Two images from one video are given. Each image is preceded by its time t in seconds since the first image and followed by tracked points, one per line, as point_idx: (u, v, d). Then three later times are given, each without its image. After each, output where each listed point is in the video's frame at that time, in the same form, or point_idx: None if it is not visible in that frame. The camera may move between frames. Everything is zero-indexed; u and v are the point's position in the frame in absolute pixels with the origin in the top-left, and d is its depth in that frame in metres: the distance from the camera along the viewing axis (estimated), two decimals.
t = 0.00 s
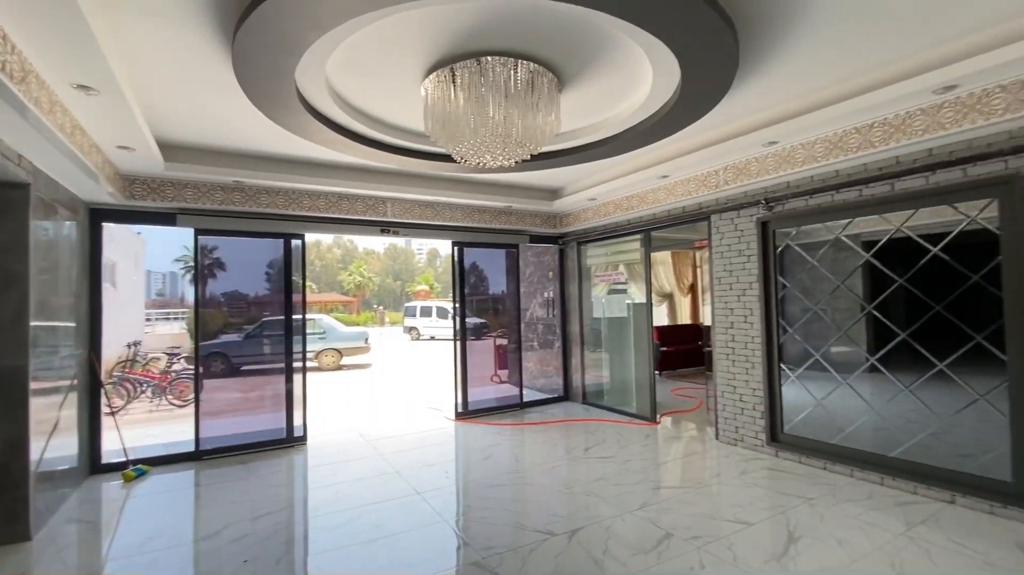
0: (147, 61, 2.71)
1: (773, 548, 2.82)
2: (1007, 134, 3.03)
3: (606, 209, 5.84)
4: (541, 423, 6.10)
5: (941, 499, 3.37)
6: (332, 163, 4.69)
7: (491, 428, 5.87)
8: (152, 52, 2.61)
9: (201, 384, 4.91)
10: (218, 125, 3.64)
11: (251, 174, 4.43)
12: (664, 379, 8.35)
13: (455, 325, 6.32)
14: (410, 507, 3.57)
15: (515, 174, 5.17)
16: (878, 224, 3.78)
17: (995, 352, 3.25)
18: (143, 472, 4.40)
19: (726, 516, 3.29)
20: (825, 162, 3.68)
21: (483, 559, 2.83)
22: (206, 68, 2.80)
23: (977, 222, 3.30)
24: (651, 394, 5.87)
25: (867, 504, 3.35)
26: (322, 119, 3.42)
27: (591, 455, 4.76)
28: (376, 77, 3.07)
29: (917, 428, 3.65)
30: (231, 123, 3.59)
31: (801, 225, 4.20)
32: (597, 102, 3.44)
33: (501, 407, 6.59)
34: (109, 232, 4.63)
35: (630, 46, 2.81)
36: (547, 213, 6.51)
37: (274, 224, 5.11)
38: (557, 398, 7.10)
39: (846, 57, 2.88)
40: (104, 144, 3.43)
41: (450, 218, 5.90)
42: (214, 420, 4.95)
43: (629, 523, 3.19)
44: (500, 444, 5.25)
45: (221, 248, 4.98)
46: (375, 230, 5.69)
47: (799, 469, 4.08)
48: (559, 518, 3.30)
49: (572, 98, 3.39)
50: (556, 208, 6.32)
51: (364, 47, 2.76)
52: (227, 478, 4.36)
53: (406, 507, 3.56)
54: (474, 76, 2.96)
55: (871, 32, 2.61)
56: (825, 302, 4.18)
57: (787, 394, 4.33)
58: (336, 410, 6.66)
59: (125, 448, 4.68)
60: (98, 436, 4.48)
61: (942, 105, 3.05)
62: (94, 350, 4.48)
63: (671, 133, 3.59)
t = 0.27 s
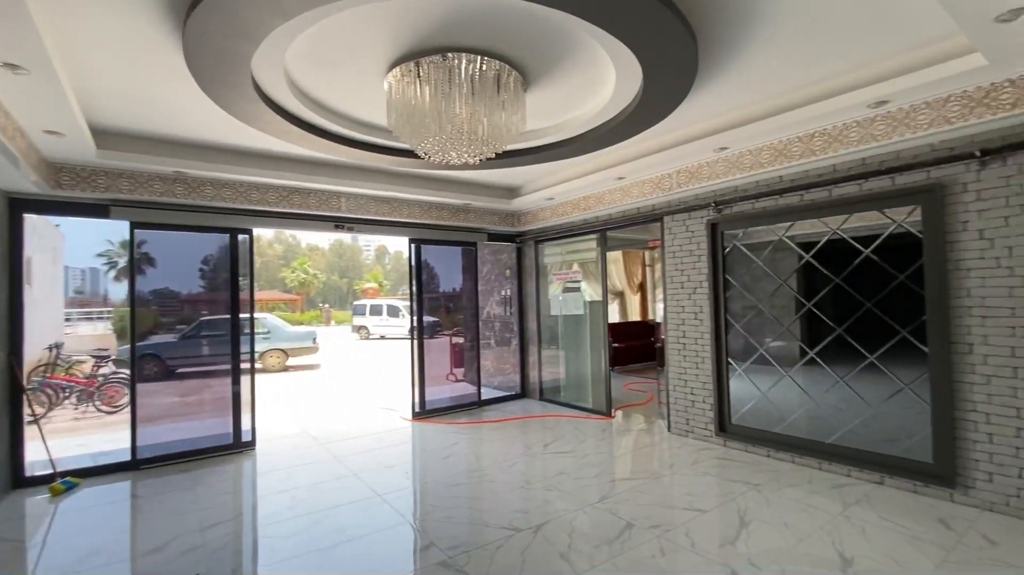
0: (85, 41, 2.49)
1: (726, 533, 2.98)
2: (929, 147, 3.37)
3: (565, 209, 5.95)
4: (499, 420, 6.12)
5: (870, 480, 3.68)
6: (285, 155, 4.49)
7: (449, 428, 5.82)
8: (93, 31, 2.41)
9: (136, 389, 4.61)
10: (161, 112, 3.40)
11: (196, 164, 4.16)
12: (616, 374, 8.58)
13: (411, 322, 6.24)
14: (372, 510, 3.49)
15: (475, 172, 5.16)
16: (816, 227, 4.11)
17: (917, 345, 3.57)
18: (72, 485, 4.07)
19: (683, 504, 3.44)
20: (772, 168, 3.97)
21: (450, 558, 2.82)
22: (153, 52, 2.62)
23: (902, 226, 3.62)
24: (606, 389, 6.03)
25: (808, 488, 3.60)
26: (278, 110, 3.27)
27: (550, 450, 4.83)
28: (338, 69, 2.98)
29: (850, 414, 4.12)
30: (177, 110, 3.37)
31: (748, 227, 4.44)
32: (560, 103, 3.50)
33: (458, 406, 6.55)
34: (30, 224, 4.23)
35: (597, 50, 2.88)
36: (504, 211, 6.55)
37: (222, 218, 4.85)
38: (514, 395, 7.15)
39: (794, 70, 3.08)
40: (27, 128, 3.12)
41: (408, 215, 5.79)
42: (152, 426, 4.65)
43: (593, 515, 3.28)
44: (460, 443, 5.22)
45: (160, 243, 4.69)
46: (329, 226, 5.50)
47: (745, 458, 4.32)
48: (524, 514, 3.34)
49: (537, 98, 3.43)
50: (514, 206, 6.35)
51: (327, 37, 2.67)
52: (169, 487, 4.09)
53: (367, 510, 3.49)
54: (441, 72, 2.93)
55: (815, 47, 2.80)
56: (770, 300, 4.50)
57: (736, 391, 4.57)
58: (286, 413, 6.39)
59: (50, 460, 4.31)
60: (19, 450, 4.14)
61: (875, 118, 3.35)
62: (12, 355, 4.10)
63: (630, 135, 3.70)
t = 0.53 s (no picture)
0: (20, 17, 2.29)
1: (686, 520, 3.13)
2: (867, 156, 3.64)
3: (528, 208, 6.01)
4: (462, 418, 6.11)
5: (813, 465, 3.95)
6: (239, 146, 4.28)
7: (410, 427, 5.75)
8: (30, 7, 2.22)
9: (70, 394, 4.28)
10: (103, 96, 3.17)
11: (140, 152, 3.89)
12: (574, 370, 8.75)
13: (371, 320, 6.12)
14: (336, 513, 3.41)
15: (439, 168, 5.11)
16: (766, 229, 4.36)
17: (855, 339, 3.87)
18: None
19: (644, 494, 3.57)
20: (726, 172, 4.17)
21: (420, 557, 2.80)
22: (99, 32, 2.44)
23: (842, 228, 3.91)
24: (567, 385, 6.14)
25: (758, 475, 3.82)
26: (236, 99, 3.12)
27: (514, 446, 4.88)
28: (302, 59, 2.88)
29: (798, 406, 4.50)
30: (122, 95, 3.15)
31: (702, 228, 4.65)
32: (528, 102, 3.53)
33: (418, 404, 6.48)
34: None
35: (566, 52, 2.93)
36: (465, 208, 6.55)
37: (171, 211, 4.57)
38: (474, 393, 7.15)
39: (749, 80, 3.25)
40: None
41: (368, 210, 5.67)
42: (88, 432, 4.34)
43: (559, 509, 3.34)
44: (423, 441, 5.18)
45: (96, 236, 4.37)
46: (284, 220, 5.30)
47: (700, 448, 4.53)
48: (492, 510, 3.36)
49: (505, 96, 3.45)
50: (476, 203, 6.35)
51: (292, 26, 2.58)
52: (110, 497, 3.83)
53: (331, 513, 3.40)
54: (410, 66, 2.89)
55: (770, 59, 2.97)
56: (724, 297, 4.76)
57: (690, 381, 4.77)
58: (236, 416, 6.11)
59: None
60: None
61: (820, 128, 3.59)
62: None
63: (595, 136, 3.79)
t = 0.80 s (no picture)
0: None
1: (649, 512, 3.23)
2: (815, 164, 3.87)
3: (492, 206, 6.03)
4: (424, 417, 6.03)
5: (764, 455, 4.16)
6: (190, 136, 4.06)
7: (371, 428, 5.63)
8: None
9: None
10: (38, 78, 2.93)
11: (79, 139, 3.62)
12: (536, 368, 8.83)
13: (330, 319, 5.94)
14: (297, 518, 3.31)
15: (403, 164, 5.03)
16: (722, 231, 4.55)
17: (802, 335, 4.12)
18: None
19: (609, 487, 3.66)
20: (685, 175, 4.33)
21: (388, 558, 2.76)
22: (37, 10, 2.25)
23: (792, 230, 4.14)
24: (530, 383, 6.20)
25: (715, 465, 3.99)
26: (190, 86, 2.97)
27: (478, 444, 4.87)
28: (264, 47, 2.77)
29: (750, 399, 4.71)
30: (61, 77, 2.93)
31: (662, 228, 4.80)
32: (496, 100, 3.54)
33: (379, 405, 6.36)
34: None
35: (537, 52, 2.96)
36: (426, 206, 6.51)
37: (113, 203, 4.27)
38: (436, 392, 7.08)
39: (709, 87, 3.39)
40: None
41: (327, 206, 5.51)
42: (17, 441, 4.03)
43: (527, 505, 3.37)
44: (386, 442, 5.08)
45: (25, 229, 4.04)
46: (238, 215, 5.06)
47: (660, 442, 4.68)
48: (460, 509, 3.35)
49: (474, 93, 3.45)
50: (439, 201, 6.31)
51: (255, 13, 2.48)
52: (44, 510, 3.55)
53: (292, 518, 3.30)
54: (378, 59, 2.84)
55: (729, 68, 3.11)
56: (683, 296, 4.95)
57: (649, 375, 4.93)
58: (183, 420, 5.80)
59: None
60: None
61: (773, 135, 3.79)
62: None
63: (562, 136, 3.84)
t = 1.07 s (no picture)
0: None
1: (615, 507, 3.29)
2: (768, 170, 4.06)
3: (456, 205, 5.99)
4: (385, 420, 5.90)
5: (720, 449, 4.32)
6: (135, 124, 3.81)
7: (330, 431, 5.46)
8: None
9: None
10: None
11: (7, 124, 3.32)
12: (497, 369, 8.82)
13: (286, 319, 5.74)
14: (254, 527, 3.16)
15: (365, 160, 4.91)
16: (681, 234, 4.70)
17: (756, 334, 4.31)
18: None
19: (574, 485, 3.70)
20: (647, 178, 4.44)
21: (354, 564, 2.68)
22: None
23: (746, 233, 4.32)
24: (493, 383, 6.18)
25: (675, 460, 4.12)
26: (139, 70, 2.78)
27: (442, 446, 4.81)
28: (222, 33, 2.64)
29: (706, 396, 4.86)
30: None
31: (625, 230, 4.90)
32: (464, 97, 3.52)
33: (337, 408, 6.19)
34: None
35: (507, 51, 2.96)
36: (386, 203, 6.39)
37: (46, 194, 3.95)
38: (396, 394, 6.95)
39: (672, 94, 3.50)
40: None
41: (283, 201, 5.30)
42: None
43: (494, 505, 3.36)
44: (346, 445, 4.94)
45: None
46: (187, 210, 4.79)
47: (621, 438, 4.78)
48: (427, 512, 3.29)
49: (442, 90, 3.41)
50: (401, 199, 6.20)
51: None
52: None
53: (249, 527, 3.15)
54: (345, 51, 2.76)
55: (691, 75, 3.22)
56: (643, 296, 5.07)
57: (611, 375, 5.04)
58: (123, 428, 5.43)
59: None
60: None
61: (730, 142, 3.94)
62: None
63: (529, 136, 3.86)
